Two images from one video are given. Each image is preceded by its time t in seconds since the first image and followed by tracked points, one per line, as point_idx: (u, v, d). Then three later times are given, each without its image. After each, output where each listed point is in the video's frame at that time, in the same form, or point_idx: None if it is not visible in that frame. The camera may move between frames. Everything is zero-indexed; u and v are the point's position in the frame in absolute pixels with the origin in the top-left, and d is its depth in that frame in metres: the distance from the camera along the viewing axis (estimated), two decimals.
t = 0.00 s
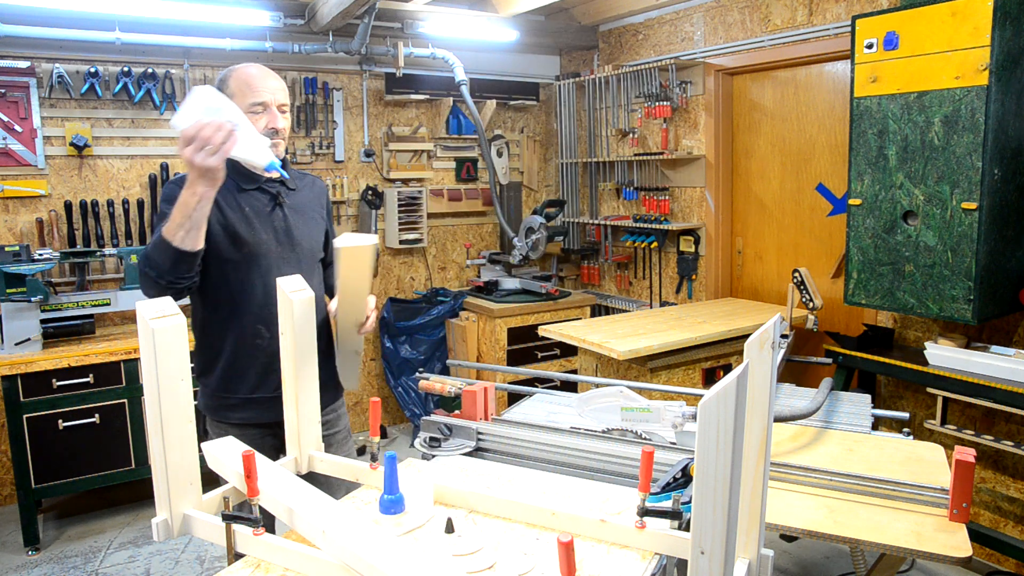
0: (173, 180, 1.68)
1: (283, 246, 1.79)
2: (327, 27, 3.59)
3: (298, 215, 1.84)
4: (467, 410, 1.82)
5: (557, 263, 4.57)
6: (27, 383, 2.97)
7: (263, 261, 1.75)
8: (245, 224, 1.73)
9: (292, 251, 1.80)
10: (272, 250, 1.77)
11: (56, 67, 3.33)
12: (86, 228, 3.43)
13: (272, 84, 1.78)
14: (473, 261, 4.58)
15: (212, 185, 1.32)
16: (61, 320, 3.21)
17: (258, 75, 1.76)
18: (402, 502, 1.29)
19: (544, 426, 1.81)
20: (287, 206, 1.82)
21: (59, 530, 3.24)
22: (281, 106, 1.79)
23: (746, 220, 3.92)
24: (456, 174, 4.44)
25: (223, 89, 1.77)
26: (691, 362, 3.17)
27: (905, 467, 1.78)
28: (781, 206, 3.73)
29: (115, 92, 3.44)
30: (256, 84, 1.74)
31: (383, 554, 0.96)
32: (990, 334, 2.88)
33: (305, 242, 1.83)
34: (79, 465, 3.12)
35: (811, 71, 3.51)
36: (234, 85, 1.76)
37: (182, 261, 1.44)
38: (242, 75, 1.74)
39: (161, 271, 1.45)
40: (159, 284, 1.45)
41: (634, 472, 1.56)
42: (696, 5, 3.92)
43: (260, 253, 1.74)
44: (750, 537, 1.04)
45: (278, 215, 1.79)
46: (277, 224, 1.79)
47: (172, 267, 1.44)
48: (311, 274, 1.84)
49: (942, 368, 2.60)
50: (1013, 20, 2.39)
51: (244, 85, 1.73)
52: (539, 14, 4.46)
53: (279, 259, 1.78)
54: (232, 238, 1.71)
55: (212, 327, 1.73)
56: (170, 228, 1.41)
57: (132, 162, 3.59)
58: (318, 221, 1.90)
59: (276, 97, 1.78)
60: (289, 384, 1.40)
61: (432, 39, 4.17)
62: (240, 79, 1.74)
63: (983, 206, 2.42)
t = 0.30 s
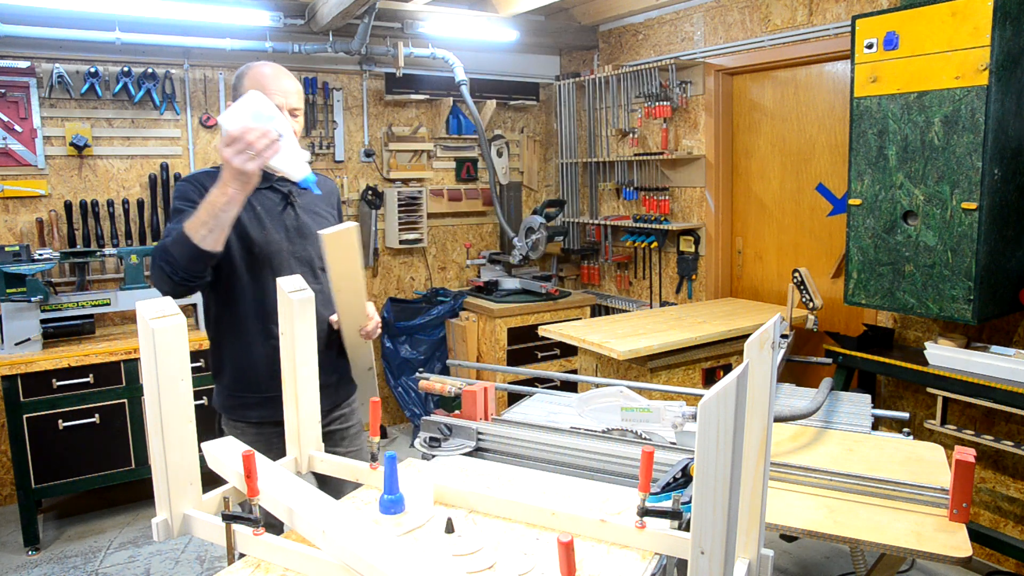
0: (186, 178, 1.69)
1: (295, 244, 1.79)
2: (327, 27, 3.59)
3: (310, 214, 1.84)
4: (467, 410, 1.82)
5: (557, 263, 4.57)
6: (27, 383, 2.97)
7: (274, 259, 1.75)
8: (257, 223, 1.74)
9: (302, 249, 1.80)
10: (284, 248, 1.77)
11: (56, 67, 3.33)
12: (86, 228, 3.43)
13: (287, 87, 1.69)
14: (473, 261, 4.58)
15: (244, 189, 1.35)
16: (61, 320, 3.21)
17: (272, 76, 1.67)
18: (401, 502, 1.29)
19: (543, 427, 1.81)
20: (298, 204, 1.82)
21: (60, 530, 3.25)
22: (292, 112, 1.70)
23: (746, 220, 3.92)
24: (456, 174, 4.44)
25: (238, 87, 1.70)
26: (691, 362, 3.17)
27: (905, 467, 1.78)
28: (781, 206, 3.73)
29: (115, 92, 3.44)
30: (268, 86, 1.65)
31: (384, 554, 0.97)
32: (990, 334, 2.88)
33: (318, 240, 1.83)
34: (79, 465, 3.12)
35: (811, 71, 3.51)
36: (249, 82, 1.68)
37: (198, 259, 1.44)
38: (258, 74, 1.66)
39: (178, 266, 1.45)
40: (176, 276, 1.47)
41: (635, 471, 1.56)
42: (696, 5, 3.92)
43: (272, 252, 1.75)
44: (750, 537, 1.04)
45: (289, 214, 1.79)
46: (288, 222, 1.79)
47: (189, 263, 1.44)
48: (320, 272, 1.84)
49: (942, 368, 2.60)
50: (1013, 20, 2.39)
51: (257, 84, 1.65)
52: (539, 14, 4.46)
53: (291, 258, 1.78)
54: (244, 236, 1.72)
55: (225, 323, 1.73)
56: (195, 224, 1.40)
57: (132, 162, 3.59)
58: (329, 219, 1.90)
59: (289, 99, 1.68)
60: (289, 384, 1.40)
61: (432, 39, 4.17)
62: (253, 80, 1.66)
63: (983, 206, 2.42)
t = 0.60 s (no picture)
0: (232, 174, 1.74)
1: (336, 247, 1.79)
2: (327, 27, 3.59)
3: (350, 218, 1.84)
4: (467, 410, 1.82)
5: (557, 263, 4.57)
6: (28, 383, 2.97)
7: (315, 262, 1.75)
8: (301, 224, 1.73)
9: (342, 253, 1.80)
10: (325, 251, 1.77)
11: (56, 67, 3.33)
12: (86, 228, 3.43)
13: (339, 93, 1.64)
14: (474, 261, 4.58)
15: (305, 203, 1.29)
16: (61, 320, 3.21)
17: (323, 79, 1.63)
18: (401, 502, 1.29)
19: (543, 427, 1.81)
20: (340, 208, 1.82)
21: (60, 530, 3.25)
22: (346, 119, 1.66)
23: (746, 220, 3.92)
24: (456, 174, 4.44)
25: (289, 88, 1.66)
26: (691, 362, 3.17)
27: (905, 467, 1.78)
28: (781, 206, 3.73)
29: (115, 92, 3.44)
30: (320, 91, 1.61)
31: (383, 554, 0.96)
32: (990, 334, 2.88)
33: (356, 244, 1.84)
34: (79, 465, 3.12)
35: (811, 71, 3.51)
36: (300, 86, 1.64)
37: (243, 257, 1.41)
38: (311, 79, 1.62)
39: (221, 261, 1.43)
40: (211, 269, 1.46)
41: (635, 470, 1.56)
42: (696, 5, 3.92)
43: (313, 254, 1.74)
44: (749, 537, 1.04)
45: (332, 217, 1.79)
46: (330, 225, 1.79)
47: (233, 260, 1.42)
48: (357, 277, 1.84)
49: (942, 368, 2.60)
50: (1013, 20, 2.39)
51: (310, 90, 1.61)
52: (539, 14, 4.46)
53: (331, 261, 1.78)
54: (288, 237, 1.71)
55: (259, 321, 1.72)
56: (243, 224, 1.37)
57: (132, 162, 3.59)
58: (367, 225, 1.90)
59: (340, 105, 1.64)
60: (290, 384, 1.40)
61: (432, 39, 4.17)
62: (306, 83, 1.62)
63: (983, 206, 2.42)
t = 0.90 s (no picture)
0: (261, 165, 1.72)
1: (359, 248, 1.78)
2: (328, 27, 3.59)
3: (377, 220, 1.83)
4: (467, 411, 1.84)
5: (557, 263, 4.57)
6: (28, 383, 2.97)
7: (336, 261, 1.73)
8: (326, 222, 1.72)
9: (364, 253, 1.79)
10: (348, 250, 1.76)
11: (56, 67, 3.33)
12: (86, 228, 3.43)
13: (432, 120, 1.67)
14: (474, 261, 4.57)
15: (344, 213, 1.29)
16: (61, 320, 3.21)
17: (422, 110, 1.65)
18: (402, 501, 1.29)
19: (541, 428, 1.83)
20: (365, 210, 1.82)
21: (60, 530, 3.24)
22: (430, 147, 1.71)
23: (746, 221, 3.92)
24: (456, 174, 4.44)
25: (382, 103, 1.66)
26: (691, 362, 3.17)
27: (905, 467, 1.78)
28: (781, 207, 3.73)
29: (115, 92, 3.44)
30: (416, 123, 1.64)
31: (384, 554, 0.96)
32: (990, 334, 2.88)
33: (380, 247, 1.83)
34: (79, 465, 3.12)
35: (811, 71, 3.51)
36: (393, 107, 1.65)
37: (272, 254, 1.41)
38: (407, 107, 1.63)
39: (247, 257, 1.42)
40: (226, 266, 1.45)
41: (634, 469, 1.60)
42: (696, 5, 3.92)
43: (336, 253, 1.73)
44: (750, 537, 1.04)
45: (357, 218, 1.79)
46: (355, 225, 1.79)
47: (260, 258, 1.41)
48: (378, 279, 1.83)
49: (942, 368, 2.60)
50: (1013, 20, 2.40)
51: (406, 120, 1.63)
52: (539, 14, 4.46)
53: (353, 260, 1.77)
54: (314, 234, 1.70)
55: (271, 317, 1.69)
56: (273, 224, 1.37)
57: (132, 162, 3.59)
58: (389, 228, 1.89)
59: (431, 136, 1.68)
60: (290, 383, 1.40)
61: (433, 38, 4.17)
62: (401, 111, 1.63)
63: (983, 206, 2.42)
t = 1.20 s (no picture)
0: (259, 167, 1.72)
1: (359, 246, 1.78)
2: (327, 27, 3.59)
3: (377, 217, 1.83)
4: (467, 411, 1.83)
5: (557, 263, 4.57)
6: (28, 383, 2.97)
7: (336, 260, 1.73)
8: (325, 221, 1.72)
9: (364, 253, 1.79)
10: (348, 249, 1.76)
11: (56, 67, 3.33)
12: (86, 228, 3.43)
13: (434, 128, 1.67)
14: (473, 261, 4.57)
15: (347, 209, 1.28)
16: (61, 320, 3.22)
17: (424, 117, 1.65)
18: (402, 501, 1.29)
19: (541, 428, 1.83)
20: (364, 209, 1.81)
21: (60, 530, 3.24)
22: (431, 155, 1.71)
23: (746, 221, 3.92)
24: (456, 174, 4.44)
25: (386, 109, 1.66)
26: (691, 362, 3.17)
27: (905, 467, 1.78)
28: (781, 207, 3.73)
29: (115, 92, 3.44)
30: (417, 130, 1.64)
31: (384, 555, 0.96)
32: (990, 334, 2.88)
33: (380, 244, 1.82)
34: (79, 465, 3.12)
35: (811, 71, 3.51)
36: (396, 114, 1.65)
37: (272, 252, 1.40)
38: (409, 114, 1.63)
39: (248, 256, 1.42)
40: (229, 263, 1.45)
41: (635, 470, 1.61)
42: (696, 5, 3.92)
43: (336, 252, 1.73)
44: (749, 537, 1.04)
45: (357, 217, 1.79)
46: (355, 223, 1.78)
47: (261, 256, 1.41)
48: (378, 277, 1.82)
49: (942, 368, 2.60)
50: (1013, 20, 2.39)
51: (408, 127, 1.63)
52: (539, 14, 4.46)
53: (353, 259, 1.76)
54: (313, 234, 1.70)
55: (272, 315, 1.69)
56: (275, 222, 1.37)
57: (132, 162, 3.58)
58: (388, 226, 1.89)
59: (432, 143, 1.68)
60: (290, 383, 1.40)
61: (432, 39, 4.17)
62: (403, 118, 1.63)
63: (983, 206, 2.42)
